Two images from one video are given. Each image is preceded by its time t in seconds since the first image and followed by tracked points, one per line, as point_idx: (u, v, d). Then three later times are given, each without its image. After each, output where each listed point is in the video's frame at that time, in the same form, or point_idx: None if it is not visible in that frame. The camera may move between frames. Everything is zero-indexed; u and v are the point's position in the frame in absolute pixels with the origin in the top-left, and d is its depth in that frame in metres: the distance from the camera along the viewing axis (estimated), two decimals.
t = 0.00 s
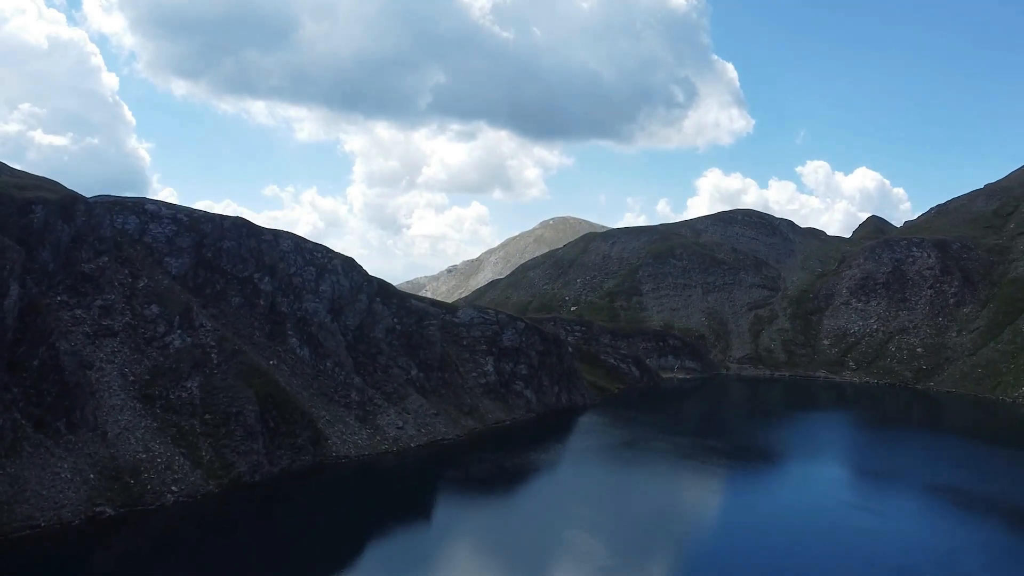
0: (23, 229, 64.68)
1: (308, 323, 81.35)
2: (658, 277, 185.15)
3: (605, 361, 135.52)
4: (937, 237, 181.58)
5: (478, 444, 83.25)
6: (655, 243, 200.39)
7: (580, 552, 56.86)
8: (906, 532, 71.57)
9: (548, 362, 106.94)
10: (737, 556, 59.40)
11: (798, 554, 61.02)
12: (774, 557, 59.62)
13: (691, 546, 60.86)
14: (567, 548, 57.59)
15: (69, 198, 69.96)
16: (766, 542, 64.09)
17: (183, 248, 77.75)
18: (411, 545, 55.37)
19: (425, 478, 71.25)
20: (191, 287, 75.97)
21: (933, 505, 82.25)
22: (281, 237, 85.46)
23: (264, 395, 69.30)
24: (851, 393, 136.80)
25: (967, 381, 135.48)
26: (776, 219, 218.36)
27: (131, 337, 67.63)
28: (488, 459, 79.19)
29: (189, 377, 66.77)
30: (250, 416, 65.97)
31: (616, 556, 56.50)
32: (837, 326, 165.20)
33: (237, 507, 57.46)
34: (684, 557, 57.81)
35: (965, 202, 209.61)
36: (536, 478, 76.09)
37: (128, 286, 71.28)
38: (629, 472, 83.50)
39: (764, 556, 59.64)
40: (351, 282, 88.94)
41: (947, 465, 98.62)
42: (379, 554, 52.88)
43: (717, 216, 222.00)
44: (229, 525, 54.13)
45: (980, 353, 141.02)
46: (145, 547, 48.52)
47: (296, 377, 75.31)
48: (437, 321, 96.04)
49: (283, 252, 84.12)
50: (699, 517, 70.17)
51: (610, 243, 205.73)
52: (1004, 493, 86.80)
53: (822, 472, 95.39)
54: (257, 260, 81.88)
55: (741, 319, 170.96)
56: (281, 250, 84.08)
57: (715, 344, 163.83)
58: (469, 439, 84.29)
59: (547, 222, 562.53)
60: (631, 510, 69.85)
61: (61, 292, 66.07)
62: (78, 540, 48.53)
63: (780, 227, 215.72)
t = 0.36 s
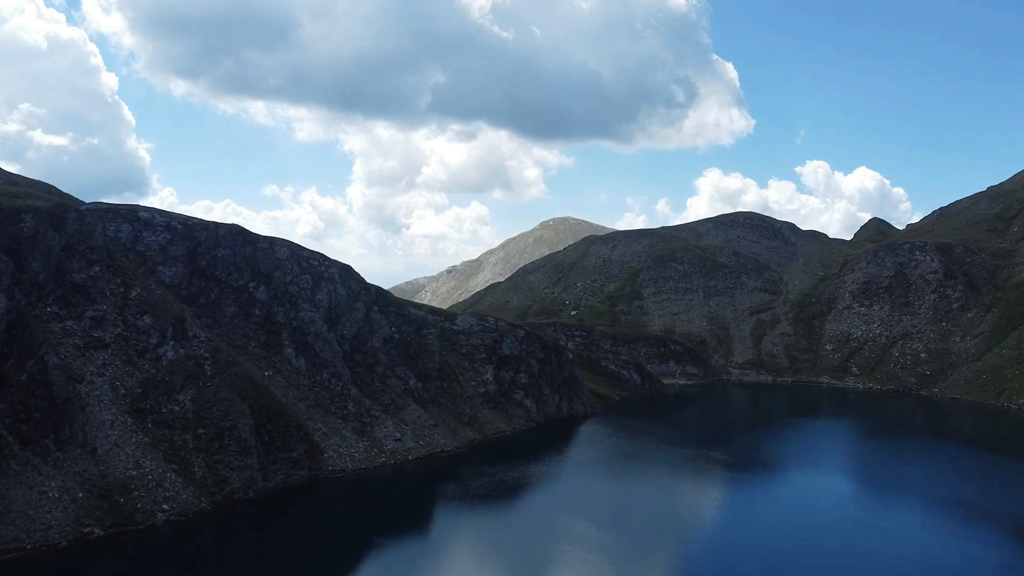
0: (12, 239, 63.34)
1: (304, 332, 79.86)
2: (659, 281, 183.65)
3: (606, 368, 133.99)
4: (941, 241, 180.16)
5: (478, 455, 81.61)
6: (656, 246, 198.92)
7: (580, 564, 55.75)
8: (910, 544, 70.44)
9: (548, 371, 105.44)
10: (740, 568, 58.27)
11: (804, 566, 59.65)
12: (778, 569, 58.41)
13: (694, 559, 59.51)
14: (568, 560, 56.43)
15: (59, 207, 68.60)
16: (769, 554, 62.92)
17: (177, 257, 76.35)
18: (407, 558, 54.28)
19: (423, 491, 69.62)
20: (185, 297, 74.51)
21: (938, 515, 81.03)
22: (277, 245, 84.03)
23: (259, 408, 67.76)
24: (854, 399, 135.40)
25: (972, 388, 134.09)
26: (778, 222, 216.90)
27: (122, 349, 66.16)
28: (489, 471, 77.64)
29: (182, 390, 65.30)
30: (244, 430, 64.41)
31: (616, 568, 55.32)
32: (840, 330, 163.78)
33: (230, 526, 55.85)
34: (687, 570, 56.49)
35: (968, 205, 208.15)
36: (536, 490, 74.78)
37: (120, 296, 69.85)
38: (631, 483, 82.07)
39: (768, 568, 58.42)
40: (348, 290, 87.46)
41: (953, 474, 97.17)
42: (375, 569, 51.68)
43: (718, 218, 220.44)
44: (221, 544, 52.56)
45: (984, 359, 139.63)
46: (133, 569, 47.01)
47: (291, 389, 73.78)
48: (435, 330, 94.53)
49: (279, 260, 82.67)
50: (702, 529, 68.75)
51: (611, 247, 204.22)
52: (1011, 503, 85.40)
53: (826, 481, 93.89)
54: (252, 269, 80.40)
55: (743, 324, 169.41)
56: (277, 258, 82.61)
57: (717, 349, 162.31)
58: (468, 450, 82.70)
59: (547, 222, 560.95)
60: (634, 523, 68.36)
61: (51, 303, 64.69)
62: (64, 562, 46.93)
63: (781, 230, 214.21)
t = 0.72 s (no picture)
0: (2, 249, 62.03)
1: (301, 342, 78.46)
2: (660, 284, 182.23)
3: (607, 374, 132.69)
4: (944, 244, 178.77)
5: (478, 467, 80.17)
6: (657, 249, 197.51)
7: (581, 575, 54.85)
8: (917, 553, 68.98)
9: (549, 379, 104.01)
10: None
11: (810, 575, 58.11)
12: None
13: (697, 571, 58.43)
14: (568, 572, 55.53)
15: (50, 215, 67.30)
16: (773, 564, 61.53)
17: (170, 265, 74.98)
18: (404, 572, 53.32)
19: (421, 504, 68.18)
20: (178, 307, 73.15)
21: (946, 525, 79.52)
22: (273, 253, 82.61)
23: (253, 421, 66.32)
24: (858, 406, 134.08)
25: (977, 394, 132.81)
26: (780, 224, 215.41)
27: (114, 361, 64.79)
28: (489, 483, 76.20)
29: (175, 403, 63.90)
30: (238, 444, 62.99)
31: None
32: (842, 335, 162.37)
33: (223, 544, 54.43)
34: None
35: (971, 208, 206.73)
36: (536, 503, 73.26)
37: (112, 306, 68.47)
38: (632, 493, 80.78)
39: None
40: (346, 299, 86.04)
41: (959, 482, 95.93)
42: None
43: (719, 221, 218.99)
44: (213, 563, 51.18)
45: (989, 364, 138.43)
46: None
47: (287, 401, 72.34)
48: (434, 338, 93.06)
49: (275, 268, 81.24)
50: (704, 539, 67.52)
51: (611, 250, 202.76)
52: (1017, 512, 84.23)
53: (830, 490, 92.42)
54: (248, 277, 78.99)
55: (745, 328, 168.05)
56: (273, 266, 81.17)
57: (719, 354, 160.93)
58: (468, 462, 81.26)
59: (547, 222, 559.84)
60: (635, 535, 67.08)
61: (41, 314, 63.36)
62: None
63: (783, 233, 212.68)
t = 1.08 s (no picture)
0: None
1: (296, 354, 76.94)
2: (660, 289, 180.71)
3: (608, 382, 131.18)
4: (947, 248, 177.25)
5: (477, 481, 78.68)
6: (658, 253, 196.01)
7: None
8: (923, 566, 67.91)
9: (549, 389, 102.48)
10: None
11: None
12: None
13: None
14: None
15: (38, 226, 65.80)
16: None
17: (162, 276, 73.44)
18: None
19: (418, 520, 66.62)
20: (171, 319, 71.61)
21: (954, 537, 78.06)
22: (267, 263, 81.06)
23: (246, 438, 64.80)
24: (861, 414, 132.62)
25: (982, 400, 131.38)
26: (781, 227, 213.96)
27: (104, 376, 63.23)
28: (488, 498, 74.68)
29: (166, 420, 62.41)
30: (231, 462, 61.47)
31: None
32: (845, 340, 160.88)
33: (215, 567, 52.90)
34: None
35: (974, 210, 205.22)
36: (537, 518, 71.73)
37: (103, 319, 66.94)
38: (633, 506, 79.28)
39: None
40: (342, 309, 84.49)
41: (964, 492, 94.60)
42: None
43: (720, 224, 217.48)
44: None
45: (993, 371, 137.14)
46: None
47: (282, 415, 70.83)
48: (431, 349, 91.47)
49: (270, 278, 79.67)
50: (706, 552, 66.49)
51: (611, 254, 201.25)
52: None
53: (835, 501, 90.85)
54: (242, 288, 77.49)
55: (747, 333, 166.56)
56: (268, 276, 79.63)
57: (721, 360, 159.40)
58: (466, 476, 79.67)
59: (546, 223, 558.38)
60: (636, 548, 66.12)
61: (29, 328, 61.85)
62: None
63: (784, 236, 211.13)
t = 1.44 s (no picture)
0: None
1: (291, 366, 75.53)
2: (661, 293, 179.32)
3: (608, 389, 129.76)
4: (949, 251, 175.84)
5: (475, 494, 77.27)
6: (658, 257, 194.59)
7: None
8: None
9: (548, 398, 101.11)
10: None
11: None
12: None
13: None
14: None
15: (27, 237, 64.41)
16: None
17: (155, 287, 72.00)
18: None
19: (415, 535, 65.25)
20: (163, 331, 70.16)
21: (960, 547, 76.51)
22: (262, 272, 79.62)
23: (239, 453, 63.42)
24: (864, 420, 131.29)
25: (987, 407, 130.06)
26: (782, 231, 212.55)
27: (93, 391, 61.77)
28: (486, 512, 73.28)
29: (157, 436, 60.98)
30: (223, 479, 60.05)
31: None
32: (847, 345, 159.52)
33: None
34: None
35: (976, 213, 203.85)
36: (535, 532, 70.30)
37: (93, 332, 65.50)
38: (633, 518, 78.06)
39: None
40: (338, 319, 83.00)
41: (969, 501, 93.41)
42: None
43: (721, 227, 216.02)
44: None
45: (997, 377, 135.86)
46: None
47: (276, 429, 69.43)
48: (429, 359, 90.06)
49: (264, 287, 78.22)
50: (706, 564, 65.58)
51: (611, 257, 199.81)
52: None
53: (838, 511, 89.58)
54: (236, 298, 76.10)
55: (748, 338, 165.16)
56: (262, 286, 78.19)
57: (722, 366, 158.00)
58: (464, 489, 78.26)
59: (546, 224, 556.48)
60: (635, 560, 65.24)
61: (16, 342, 60.44)
62: None
63: (785, 239, 209.69)
